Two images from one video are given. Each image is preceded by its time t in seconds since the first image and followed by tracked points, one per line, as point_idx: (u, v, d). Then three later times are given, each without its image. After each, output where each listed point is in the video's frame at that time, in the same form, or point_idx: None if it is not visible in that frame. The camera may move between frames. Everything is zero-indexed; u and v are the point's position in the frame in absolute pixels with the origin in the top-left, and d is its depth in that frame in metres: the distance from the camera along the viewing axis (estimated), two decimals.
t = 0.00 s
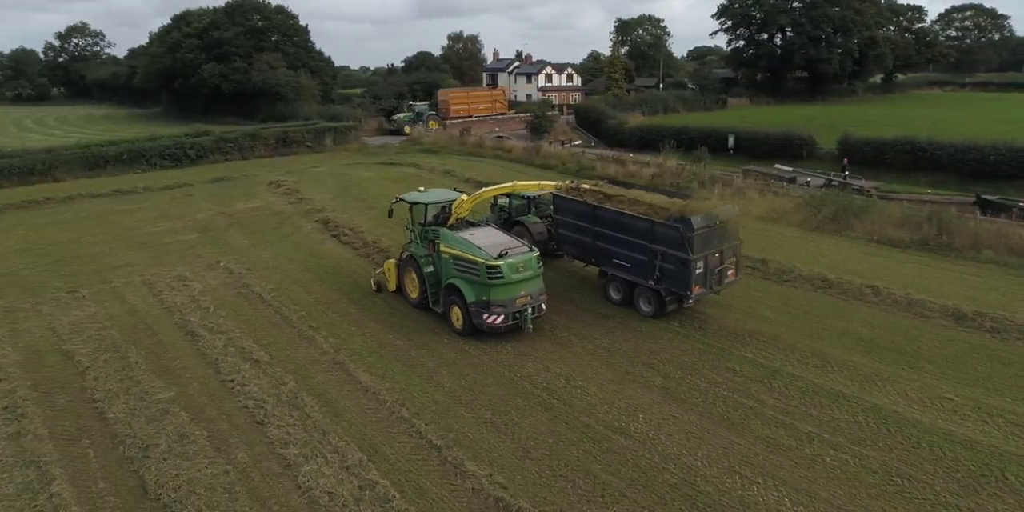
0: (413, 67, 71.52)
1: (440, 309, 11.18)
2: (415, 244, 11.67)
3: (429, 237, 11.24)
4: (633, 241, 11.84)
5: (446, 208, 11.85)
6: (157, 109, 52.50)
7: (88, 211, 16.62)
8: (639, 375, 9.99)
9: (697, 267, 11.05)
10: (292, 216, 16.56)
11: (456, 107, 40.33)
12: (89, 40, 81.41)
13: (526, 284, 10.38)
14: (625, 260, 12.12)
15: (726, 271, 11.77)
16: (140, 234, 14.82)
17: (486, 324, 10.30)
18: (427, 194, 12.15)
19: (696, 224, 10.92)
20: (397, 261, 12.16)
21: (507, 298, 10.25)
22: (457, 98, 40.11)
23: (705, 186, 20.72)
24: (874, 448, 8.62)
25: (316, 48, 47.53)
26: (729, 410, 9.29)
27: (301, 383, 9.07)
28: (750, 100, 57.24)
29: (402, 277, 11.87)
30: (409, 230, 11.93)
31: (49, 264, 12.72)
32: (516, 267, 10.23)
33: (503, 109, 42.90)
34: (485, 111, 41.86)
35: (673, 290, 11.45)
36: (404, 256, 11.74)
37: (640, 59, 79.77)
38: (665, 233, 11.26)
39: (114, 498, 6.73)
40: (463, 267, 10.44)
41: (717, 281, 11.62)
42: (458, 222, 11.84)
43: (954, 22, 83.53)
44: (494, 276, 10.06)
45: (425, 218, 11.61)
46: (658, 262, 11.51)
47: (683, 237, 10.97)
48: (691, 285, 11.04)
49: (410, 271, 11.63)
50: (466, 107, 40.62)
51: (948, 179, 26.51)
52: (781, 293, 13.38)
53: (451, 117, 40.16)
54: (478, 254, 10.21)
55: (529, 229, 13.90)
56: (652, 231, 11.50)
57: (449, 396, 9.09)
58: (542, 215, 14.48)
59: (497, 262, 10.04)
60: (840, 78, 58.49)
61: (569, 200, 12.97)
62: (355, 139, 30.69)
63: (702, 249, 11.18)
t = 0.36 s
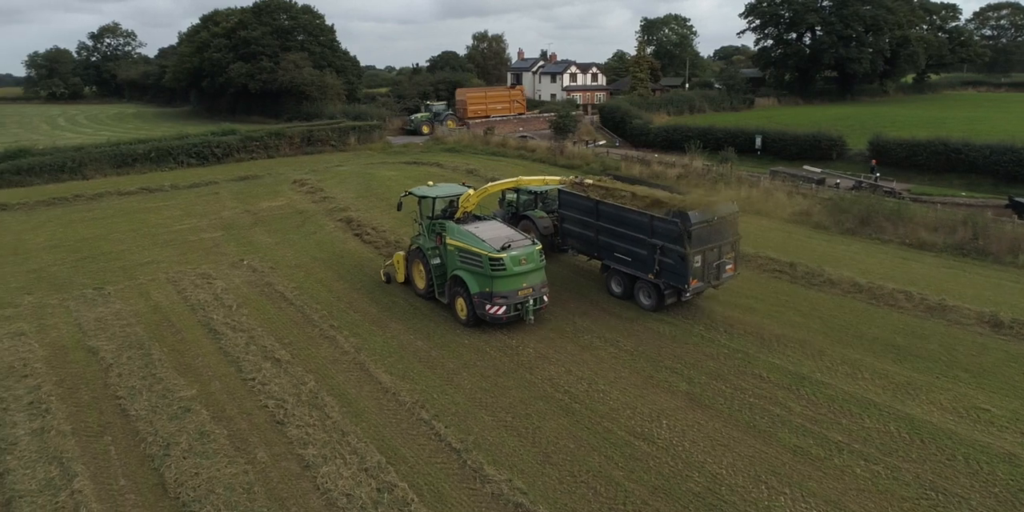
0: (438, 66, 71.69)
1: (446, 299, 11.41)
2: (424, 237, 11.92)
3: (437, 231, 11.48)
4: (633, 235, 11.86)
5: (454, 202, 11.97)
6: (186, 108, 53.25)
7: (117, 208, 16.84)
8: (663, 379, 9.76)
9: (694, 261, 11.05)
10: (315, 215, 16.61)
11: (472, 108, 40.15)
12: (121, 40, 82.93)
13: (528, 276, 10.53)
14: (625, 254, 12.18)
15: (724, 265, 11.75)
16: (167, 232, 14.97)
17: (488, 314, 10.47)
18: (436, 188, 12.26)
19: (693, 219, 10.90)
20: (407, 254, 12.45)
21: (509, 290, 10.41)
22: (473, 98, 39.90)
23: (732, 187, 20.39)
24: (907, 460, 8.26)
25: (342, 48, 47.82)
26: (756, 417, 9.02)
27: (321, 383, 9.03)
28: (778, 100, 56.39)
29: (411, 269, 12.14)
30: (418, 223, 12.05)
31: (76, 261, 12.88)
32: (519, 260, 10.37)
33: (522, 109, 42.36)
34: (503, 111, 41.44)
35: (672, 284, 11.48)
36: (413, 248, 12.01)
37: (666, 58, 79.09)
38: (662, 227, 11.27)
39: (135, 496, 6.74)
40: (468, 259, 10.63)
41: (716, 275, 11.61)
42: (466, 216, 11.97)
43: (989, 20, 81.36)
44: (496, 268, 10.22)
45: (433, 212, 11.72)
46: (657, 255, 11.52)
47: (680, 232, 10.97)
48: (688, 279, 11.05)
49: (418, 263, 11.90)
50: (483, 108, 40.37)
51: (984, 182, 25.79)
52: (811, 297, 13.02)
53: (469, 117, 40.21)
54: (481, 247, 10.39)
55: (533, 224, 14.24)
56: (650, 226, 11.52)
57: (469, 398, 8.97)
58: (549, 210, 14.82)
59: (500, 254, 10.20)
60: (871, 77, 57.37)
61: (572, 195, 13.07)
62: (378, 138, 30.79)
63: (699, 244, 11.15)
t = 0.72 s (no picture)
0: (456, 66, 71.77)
1: (447, 291, 11.66)
2: (427, 230, 12.19)
3: (440, 224, 11.73)
4: (629, 230, 11.91)
5: (456, 197, 12.41)
6: (208, 108, 53.82)
7: (138, 206, 17.00)
8: (682, 384, 9.49)
9: (688, 256, 11.05)
10: (333, 214, 16.63)
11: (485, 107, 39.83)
12: (145, 40, 84.08)
13: (527, 269, 10.76)
14: (622, 248, 12.23)
15: (719, 259, 11.72)
16: (186, 230, 15.07)
17: (488, 306, 10.72)
18: (440, 184, 12.72)
19: (686, 213, 10.91)
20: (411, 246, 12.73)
21: (508, 282, 10.64)
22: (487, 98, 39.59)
23: (753, 188, 20.06)
24: (934, 470, 7.86)
25: (361, 47, 48.01)
26: (777, 424, 8.65)
27: (336, 383, 8.98)
28: (800, 100, 55.63)
29: (414, 261, 12.41)
30: (422, 217, 12.44)
31: (97, 258, 12.99)
32: (518, 253, 10.60)
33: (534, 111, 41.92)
34: (516, 111, 41.09)
35: (666, 278, 11.49)
36: (416, 241, 12.28)
37: (687, 58, 78.47)
38: (657, 222, 11.29)
39: (150, 495, 6.73)
40: (468, 252, 10.87)
41: (711, 269, 11.59)
42: (467, 210, 12.35)
43: (1018, 19, 79.72)
44: (496, 261, 10.47)
45: (436, 206, 12.14)
46: (652, 250, 11.55)
47: (673, 226, 10.98)
48: (682, 273, 11.06)
49: (421, 255, 12.16)
50: (497, 107, 40.05)
51: (1013, 184, 25.16)
52: (835, 299, 12.60)
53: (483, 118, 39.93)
54: (481, 240, 10.62)
55: (536, 219, 14.32)
56: (645, 220, 11.56)
57: (484, 401, 8.83)
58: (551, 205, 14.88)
59: (499, 247, 10.43)
60: (896, 77, 56.40)
61: (572, 190, 13.15)
62: (397, 137, 30.80)
63: (693, 238, 11.15)
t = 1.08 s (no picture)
0: (474, 66, 71.76)
1: (449, 282, 11.98)
2: (430, 223, 12.50)
3: (442, 217, 12.05)
4: (626, 224, 12.19)
5: (459, 191, 12.59)
6: (228, 107, 54.30)
7: (157, 204, 17.13)
8: (700, 388, 9.21)
9: (681, 249, 11.30)
10: (349, 213, 16.61)
11: (497, 108, 39.55)
12: (167, 40, 85.06)
13: (525, 261, 11.08)
14: (619, 242, 12.51)
15: (713, 253, 11.94)
16: (204, 229, 15.14)
17: (487, 296, 11.03)
18: (444, 178, 12.90)
19: (680, 208, 11.16)
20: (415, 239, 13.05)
21: (507, 274, 10.96)
22: (499, 97, 39.29)
23: (773, 189, 19.74)
24: (960, 482, 7.52)
25: (379, 47, 48.13)
26: (798, 431, 8.35)
27: (350, 384, 8.90)
28: (821, 100, 54.86)
29: (418, 253, 12.73)
30: (425, 210, 12.72)
31: (115, 256, 13.08)
32: (516, 245, 10.91)
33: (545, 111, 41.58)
34: (527, 112, 40.78)
35: (661, 272, 11.74)
36: (420, 234, 12.61)
37: (706, 57, 77.81)
38: (652, 216, 11.56)
39: (162, 495, 6.71)
40: (469, 244, 11.18)
41: (704, 263, 11.83)
42: (469, 204, 12.60)
43: None
44: (495, 253, 10.79)
45: (438, 200, 12.37)
46: (648, 243, 11.81)
47: (668, 220, 11.24)
48: (675, 266, 11.30)
49: (424, 248, 12.50)
50: (509, 108, 39.77)
51: None
52: (858, 302, 12.24)
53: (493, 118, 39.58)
54: (480, 233, 10.94)
55: (536, 214, 14.64)
56: (642, 214, 11.83)
57: (499, 403, 8.66)
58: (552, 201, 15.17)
59: (497, 240, 10.74)
60: (920, 76, 55.41)
61: (572, 185, 13.47)
62: (414, 136, 30.78)
63: (688, 232, 11.38)
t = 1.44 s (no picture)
0: (491, 65, 71.68)
1: (450, 274, 12.31)
2: (434, 216, 12.82)
3: (445, 211, 12.36)
4: (623, 218, 12.47)
5: (463, 185, 12.84)
6: (246, 106, 54.78)
7: (173, 203, 17.22)
8: (717, 393, 8.93)
9: (675, 243, 11.56)
10: (364, 213, 16.58)
11: (509, 108, 39.19)
12: (186, 40, 85.85)
13: (524, 254, 11.33)
14: (616, 237, 12.79)
15: (707, 247, 12.16)
16: (220, 228, 15.18)
17: (486, 288, 11.32)
18: (449, 172, 13.17)
19: (674, 202, 11.43)
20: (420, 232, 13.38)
21: (506, 267, 11.22)
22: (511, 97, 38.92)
23: (792, 190, 19.43)
24: (987, 493, 7.18)
25: (396, 46, 48.21)
26: (818, 438, 8.04)
27: (363, 386, 8.82)
28: (841, 100, 54.15)
29: (422, 245, 13.07)
30: (431, 204, 13.03)
31: (132, 255, 13.15)
32: (516, 239, 11.16)
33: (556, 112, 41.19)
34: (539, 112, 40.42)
35: (655, 265, 11.99)
36: (424, 226, 12.94)
37: (724, 57, 77.15)
38: (647, 210, 11.84)
39: (174, 496, 6.68)
40: (470, 238, 11.48)
41: (699, 257, 12.06)
42: (473, 198, 12.85)
43: None
44: (494, 246, 11.06)
45: (442, 194, 12.62)
46: (643, 237, 12.08)
47: (662, 214, 11.51)
48: (669, 259, 11.56)
49: (428, 240, 12.83)
50: (521, 108, 39.44)
51: None
52: (881, 306, 11.91)
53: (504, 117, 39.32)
54: (481, 226, 11.22)
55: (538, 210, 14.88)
56: (637, 209, 12.11)
57: (513, 407, 8.51)
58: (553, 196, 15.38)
59: (497, 233, 11.02)
60: (942, 76, 54.50)
61: (572, 181, 13.77)
62: (429, 136, 30.74)
63: (681, 226, 11.64)
